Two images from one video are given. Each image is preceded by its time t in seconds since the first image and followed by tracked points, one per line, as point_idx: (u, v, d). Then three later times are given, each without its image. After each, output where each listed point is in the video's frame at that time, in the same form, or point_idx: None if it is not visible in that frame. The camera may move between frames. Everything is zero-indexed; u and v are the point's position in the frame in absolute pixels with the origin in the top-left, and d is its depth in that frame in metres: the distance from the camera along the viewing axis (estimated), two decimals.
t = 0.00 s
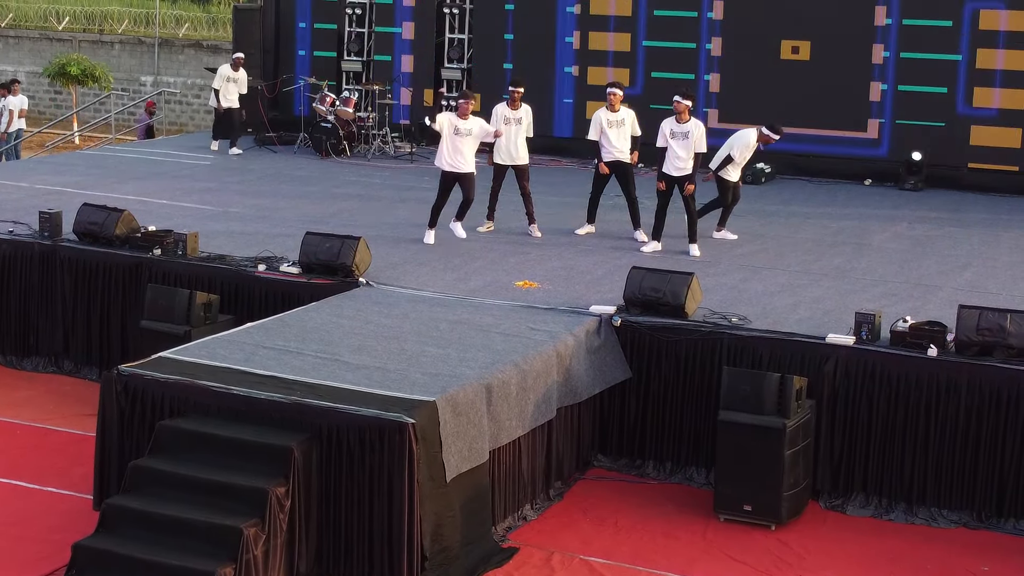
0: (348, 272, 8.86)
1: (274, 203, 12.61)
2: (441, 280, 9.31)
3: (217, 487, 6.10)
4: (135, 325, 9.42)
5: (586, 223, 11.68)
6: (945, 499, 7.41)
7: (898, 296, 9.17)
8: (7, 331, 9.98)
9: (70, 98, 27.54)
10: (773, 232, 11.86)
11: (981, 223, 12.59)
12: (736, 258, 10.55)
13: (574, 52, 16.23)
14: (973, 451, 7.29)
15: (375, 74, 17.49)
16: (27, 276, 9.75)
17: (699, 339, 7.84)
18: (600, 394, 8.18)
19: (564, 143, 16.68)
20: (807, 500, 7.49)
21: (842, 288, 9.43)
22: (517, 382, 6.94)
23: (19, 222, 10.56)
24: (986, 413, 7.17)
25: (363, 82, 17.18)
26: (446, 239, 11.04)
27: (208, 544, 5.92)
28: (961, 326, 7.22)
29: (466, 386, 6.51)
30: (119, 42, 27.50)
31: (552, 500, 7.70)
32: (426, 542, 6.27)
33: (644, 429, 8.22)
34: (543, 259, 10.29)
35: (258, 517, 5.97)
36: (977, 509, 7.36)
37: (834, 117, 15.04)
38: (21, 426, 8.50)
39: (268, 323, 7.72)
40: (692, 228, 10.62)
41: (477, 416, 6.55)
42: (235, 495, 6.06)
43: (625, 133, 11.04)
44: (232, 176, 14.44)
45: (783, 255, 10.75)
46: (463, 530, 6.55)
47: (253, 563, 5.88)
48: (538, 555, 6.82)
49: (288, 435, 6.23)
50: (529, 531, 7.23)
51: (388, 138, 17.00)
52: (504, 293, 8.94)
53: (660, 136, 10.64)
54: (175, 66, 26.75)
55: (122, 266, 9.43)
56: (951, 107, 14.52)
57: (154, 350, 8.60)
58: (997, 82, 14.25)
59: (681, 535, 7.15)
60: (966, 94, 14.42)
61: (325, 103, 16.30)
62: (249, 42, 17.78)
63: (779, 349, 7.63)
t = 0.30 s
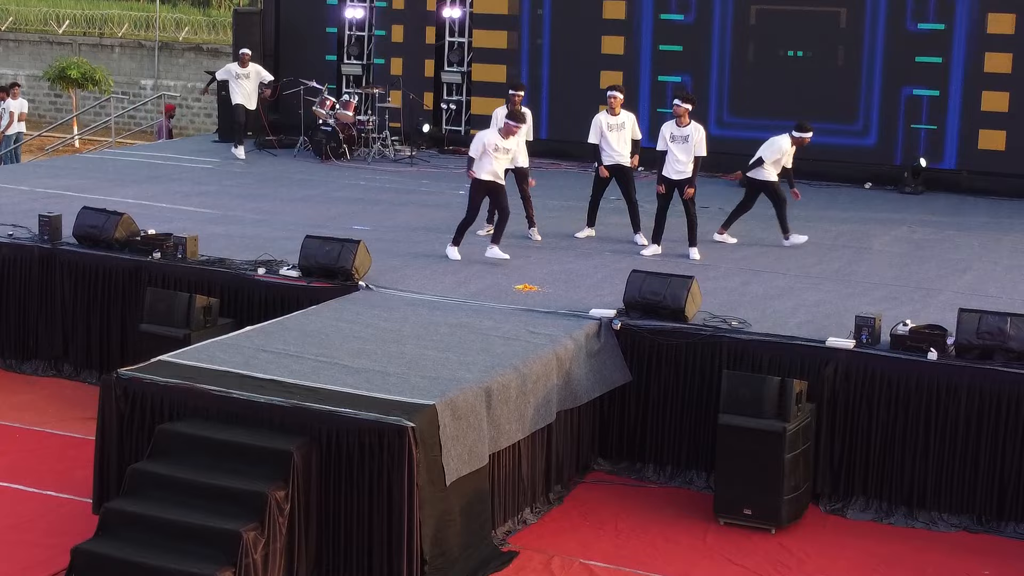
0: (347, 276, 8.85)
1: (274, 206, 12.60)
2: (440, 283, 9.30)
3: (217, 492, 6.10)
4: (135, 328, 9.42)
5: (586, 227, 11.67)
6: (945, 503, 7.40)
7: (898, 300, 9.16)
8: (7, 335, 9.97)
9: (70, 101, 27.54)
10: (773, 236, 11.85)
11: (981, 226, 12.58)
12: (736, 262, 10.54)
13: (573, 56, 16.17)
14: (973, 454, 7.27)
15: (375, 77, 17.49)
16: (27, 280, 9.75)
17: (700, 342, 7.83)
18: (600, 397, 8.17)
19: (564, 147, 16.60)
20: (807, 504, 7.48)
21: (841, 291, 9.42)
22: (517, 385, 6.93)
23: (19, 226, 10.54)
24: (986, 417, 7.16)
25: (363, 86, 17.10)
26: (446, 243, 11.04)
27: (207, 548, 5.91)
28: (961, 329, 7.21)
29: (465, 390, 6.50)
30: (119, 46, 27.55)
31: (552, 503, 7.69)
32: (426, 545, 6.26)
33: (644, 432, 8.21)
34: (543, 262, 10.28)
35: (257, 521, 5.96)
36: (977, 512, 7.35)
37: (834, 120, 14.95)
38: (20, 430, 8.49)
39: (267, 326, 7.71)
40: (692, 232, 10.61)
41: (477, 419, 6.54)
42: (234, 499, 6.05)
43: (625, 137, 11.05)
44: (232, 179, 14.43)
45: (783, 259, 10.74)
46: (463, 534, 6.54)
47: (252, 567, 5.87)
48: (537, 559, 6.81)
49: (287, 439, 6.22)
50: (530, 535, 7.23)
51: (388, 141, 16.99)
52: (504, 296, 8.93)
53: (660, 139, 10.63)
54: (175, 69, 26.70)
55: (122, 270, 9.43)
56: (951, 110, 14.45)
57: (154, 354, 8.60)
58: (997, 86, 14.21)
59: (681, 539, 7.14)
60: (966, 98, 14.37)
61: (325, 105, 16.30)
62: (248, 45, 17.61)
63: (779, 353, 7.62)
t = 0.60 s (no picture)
0: (347, 279, 8.85)
1: (274, 210, 12.59)
2: (440, 287, 9.30)
3: (216, 495, 6.09)
4: (135, 331, 9.42)
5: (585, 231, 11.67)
6: (945, 507, 7.40)
7: (898, 303, 9.15)
8: (7, 339, 9.96)
9: (70, 105, 27.56)
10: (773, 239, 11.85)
11: (981, 230, 12.57)
12: (736, 265, 10.54)
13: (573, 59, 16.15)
14: (973, 457, 7.26)
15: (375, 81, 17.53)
16: (26, 283, 9.75)
17: (699, 345, 7.83)
18: (600, 400, 8.17)
19: (563, 151, 16.55)
20: (807, 508, 7.48)
21: (841, 295, 9.41)
22: (517, 389, 6.93)
23: (18, 229, 10.54)
24: (986, 421, 7.15)
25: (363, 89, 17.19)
26: (446, 246, 11.04)
27: (206, 551, 5.90)
28: (961, 333, 7.21)
29: (465, 393, 6.50)
30: (120, 49, 27.60)
31: (551, 507, 7.69)
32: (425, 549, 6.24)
33: (644, 436, 8.20)
34: (543, 266, 10.28)
35: (257, 524, 5.96)
36: (977, 516, 7.34)
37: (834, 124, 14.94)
38: (19, 433, 8.48)
39: (267, 330, 7.71)
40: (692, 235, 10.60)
41: (477, 423, 6.54)
42: (234, 503, 6.04)
43: (625, 140, 11.03)
44: (232, 182, 14.42)
45: (783, 262, 10.74)
46: (462, 538, 6.53)
47: (252, 570, 5.86)
48: (537, 563, 6.81)
49: (286, 442, 6.21)
50: (530, 538, 7.22)
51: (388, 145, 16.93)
52: (504, 300, 8.93)
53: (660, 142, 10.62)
54: (175, 73, 26.78)
55: (121, 273, 9.43)
56: (952, 114, 14.42)
57: (154, 357, 8.60)
58: (997, 90, 14.18)
59: (681, 543, 7.12)
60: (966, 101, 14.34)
61: (325, 109, 16.31)
62: (249, 50, 17.69)
63: (779, 356, 7.62)
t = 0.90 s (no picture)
0: (346, 282, 8.84)
1: (273, 213, 12.59)
2: (440, 290, 9.29)
3: (216, 499, 6.09)
4: (134, 335, 9.41)
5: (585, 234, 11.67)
6: (945, 510, 7.39)
7: (898, 307, 9.15)
8: (6, 342, 9.96)
9: (70, 108, 27.56)
10: (773, 243, 11.85)
11: (982, 233, 12.57)
12: (736, 269, 10.53)
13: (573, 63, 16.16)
14: (973, 461, 7.26)
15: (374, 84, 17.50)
16: (26, 287, 9.75)
17: (699, 348, 7.83)
18: (600, 404, 8.16)
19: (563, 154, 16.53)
20: (807, 512, 7.47)
21: (842, 299, 9.41)
22: (517, 392, 6.93)
23: (18, 233, 10.54)
24: (986, 425, 7.14)
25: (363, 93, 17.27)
26: (446, 250, 11.03)
27: (206, 555, 5.90)
28: (961, 336, 7.21)
29: (465, 397, 6.49)
30: (120, 52, 27.60)
31: (551, 511, 7.68)
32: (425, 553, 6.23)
33: (644, 439, 8.20)
34: (543, 269, 10.27)
35: (256, 528, 5.95)
36: (977, 520, 7.34)
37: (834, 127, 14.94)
38: (19, 437, 8.48)
39: (267, 333, 7.70)
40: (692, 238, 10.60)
41: (477, 426, 6.53)
42: (233, 506, 6.03)
43: (624, 144, 11.02)
44: (231, 186, 14.41)
45: (783, 266, 10.73)
46: (462, 542, 6.52)
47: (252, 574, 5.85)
48: (537, 566, 6.80)
49: (286, 446, 6.20)
50: (529, 542, 7.21)
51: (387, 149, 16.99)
52: (504, 303, 8.93)
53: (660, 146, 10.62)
54: (175, 77, 26.78)
55: (121, 277, 9.43)
56: (952, 117, 14.40)
57: (154, 360, 8.60)
58: (997, 93, 14.17)
59: (681, 547, 7.11)
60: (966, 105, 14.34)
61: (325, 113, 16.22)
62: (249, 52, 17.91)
63: (779, 360, 7.61)
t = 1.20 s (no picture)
0: (347, 286, 8.84)
1: (274, 217, 12.59)
2: (440, 294, 9.29)
3: (215, 502, 6.08)
4: (134, 338, 9.41)
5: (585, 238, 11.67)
6: (945, 514, 7.38)
7: (898, 310, 9.15)
8: (6, 346, 9.95)
9: (70, 111, 27.58)
10: (773, 246, 11.86)
11: (982, 237, 12.57)
12: (736, 272, 10.53)
13: (573, 66, 16.15)
14: (973, 464, 7.25)
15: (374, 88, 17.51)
16: (25, 290, 9.76)
17: (699, 352, 7.83)
18: (600, 407, 8.16)
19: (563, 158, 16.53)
20: (807, 515, 7.46)
21: (842, 302, 9.41)
22: (517, 396, 6.92)
23: (18, 236, 10.54)
24: (986, 429, 7.14)
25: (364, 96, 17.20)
26: (446, 253, 11.03)
27: (206, 559, 5.90)
28: (961, 340, 7.21)
29: (464, 400, 6.48)
30: (120, 56, 27.63)
31: (551, 514, 7.67)
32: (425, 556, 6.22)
33: (644, 443, 8.20)
34: (543, 273, 10.28)
35: (257, 532, 5.95)
36: (977, 523, 7.32)
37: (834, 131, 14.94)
38: (18, 440, 8.47)
39: (266, 337, 7.70)
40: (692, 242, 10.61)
41: (477, 429, 6.53)
42: (234, 509, 6.03)
43: (624, 147, 11.04)
44: (231, 190, 14.41)
45: (783, 269, 10.74)
46: (462, 545, 6.51)
47: None
48: (537, 570, 6.79)
49: (286, 449, 6.20)
50: (529, 546, 7.20)
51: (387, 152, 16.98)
52: (504, 307, 8.93)
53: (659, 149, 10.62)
54: (175, 80, 26.79)
55: (121, 281, 9.43)
56: (953, 121, 14.39)
57: (154, 364, 8.59)
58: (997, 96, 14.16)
59: (681, 551, 7.10)
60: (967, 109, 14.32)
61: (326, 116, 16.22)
62: (249, 55, 17.97)
63: (779, 363, 7.62)
